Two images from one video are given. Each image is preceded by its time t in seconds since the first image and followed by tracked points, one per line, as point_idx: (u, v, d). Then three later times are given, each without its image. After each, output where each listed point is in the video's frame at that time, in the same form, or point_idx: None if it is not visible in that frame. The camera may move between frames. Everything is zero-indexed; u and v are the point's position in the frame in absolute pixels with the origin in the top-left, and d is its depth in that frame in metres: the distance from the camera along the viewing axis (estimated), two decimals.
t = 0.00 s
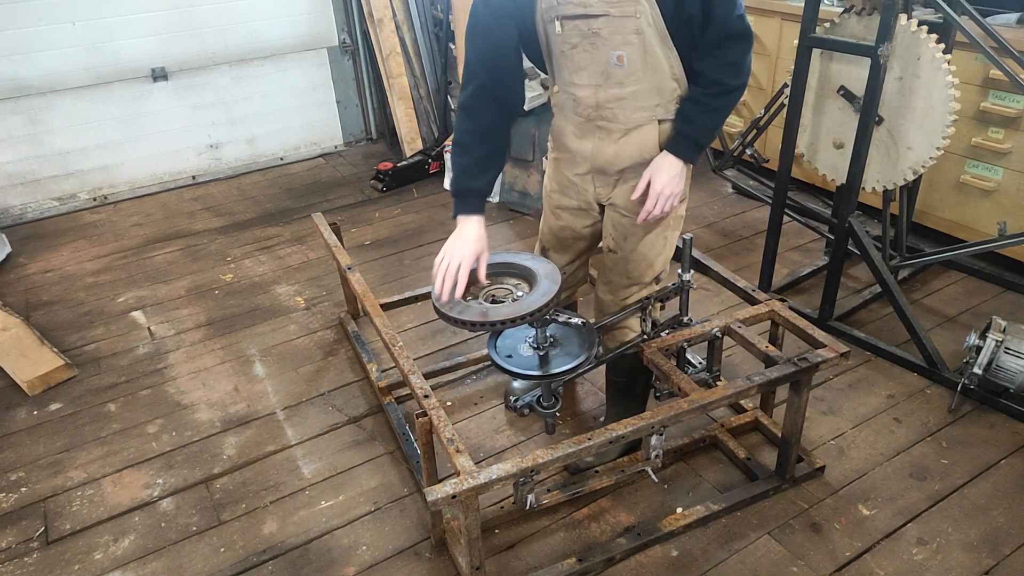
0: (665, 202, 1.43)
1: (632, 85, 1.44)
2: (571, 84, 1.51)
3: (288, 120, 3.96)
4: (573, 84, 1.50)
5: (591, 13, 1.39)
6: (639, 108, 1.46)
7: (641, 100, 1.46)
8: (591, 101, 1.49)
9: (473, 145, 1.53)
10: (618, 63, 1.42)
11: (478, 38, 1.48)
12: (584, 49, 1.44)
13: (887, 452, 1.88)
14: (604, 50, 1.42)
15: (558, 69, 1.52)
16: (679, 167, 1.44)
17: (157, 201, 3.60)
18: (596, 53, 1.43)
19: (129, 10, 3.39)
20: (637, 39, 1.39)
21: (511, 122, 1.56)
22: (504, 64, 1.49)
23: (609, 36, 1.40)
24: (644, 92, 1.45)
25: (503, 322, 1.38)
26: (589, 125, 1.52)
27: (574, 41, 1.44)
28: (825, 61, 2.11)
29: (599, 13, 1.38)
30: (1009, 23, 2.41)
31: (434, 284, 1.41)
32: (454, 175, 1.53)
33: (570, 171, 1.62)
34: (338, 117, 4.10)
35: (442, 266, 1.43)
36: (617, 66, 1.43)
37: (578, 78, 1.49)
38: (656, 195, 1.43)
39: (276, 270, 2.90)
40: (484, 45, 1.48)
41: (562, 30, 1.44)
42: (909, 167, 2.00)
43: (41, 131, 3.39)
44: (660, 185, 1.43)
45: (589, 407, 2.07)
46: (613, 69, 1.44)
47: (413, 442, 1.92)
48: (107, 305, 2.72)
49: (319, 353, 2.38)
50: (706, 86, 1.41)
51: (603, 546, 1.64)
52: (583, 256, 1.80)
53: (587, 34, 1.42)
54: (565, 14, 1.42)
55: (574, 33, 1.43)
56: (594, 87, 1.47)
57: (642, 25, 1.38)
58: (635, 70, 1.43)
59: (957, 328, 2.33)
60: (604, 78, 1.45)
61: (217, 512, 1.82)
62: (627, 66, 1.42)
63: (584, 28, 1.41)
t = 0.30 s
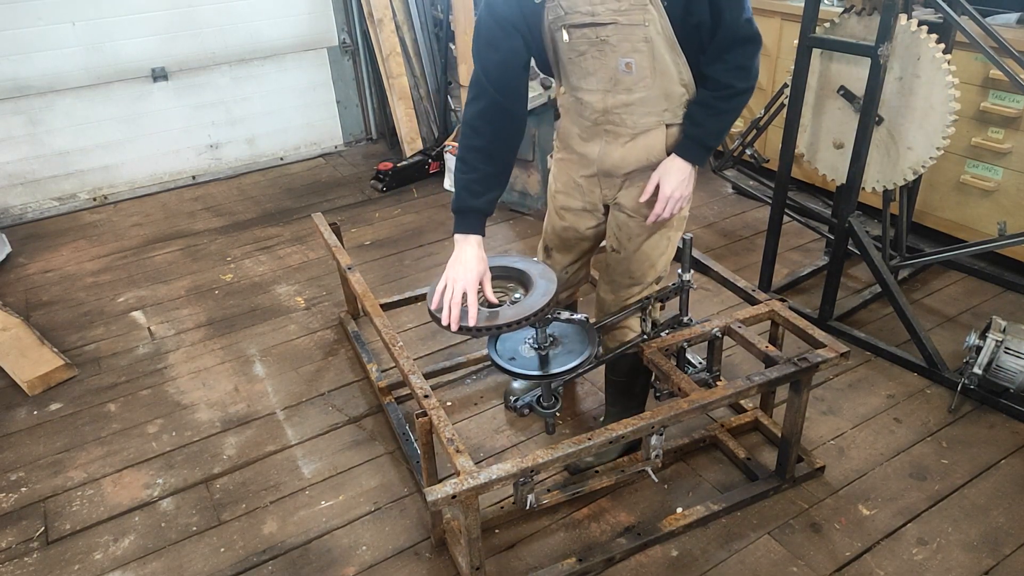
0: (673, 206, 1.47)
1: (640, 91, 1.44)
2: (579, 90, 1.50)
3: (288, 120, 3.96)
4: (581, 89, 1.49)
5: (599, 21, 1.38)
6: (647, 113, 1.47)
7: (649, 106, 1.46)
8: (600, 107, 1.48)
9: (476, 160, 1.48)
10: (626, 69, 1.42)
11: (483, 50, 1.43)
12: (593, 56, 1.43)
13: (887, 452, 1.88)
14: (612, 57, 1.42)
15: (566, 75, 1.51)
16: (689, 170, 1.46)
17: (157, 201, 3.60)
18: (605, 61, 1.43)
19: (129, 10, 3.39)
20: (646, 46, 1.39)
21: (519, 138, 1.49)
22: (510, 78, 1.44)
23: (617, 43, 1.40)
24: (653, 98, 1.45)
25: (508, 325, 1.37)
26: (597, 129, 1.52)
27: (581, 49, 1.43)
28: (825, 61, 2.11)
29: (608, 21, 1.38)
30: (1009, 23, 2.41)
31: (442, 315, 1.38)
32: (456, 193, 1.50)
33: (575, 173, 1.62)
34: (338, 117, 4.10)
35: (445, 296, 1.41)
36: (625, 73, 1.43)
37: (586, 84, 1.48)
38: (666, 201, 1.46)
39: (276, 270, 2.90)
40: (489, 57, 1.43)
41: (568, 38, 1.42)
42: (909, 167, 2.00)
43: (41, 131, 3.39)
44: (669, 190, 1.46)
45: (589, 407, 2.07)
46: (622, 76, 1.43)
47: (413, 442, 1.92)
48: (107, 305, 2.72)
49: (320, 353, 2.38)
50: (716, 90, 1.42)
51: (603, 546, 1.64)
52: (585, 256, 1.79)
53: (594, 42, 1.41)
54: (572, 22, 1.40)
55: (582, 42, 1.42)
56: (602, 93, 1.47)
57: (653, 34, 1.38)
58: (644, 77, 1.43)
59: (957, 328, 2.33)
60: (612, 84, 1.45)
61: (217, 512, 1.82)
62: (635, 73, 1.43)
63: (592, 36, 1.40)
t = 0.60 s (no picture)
0: (682, 214, 1.46)
1: (645, 97, 1.45)
2: (585, 93, 1.50)
3: (288, 120, 3.96)
4: (587, 92, 1.50)
5: (604, 28, 1.38)
6: (652, 119, 1.47)
7: (654, 112, 1.46)
8: (604, 111, 1.49)
9: (483, 164, 1.48)
10: (631, 75, 1.43)
11: (490, 53, 1.43)
12: (598, 61, 1.43)
13: (887, 453, 1.88)
14: (618, 63, 1.42)
15: (571, 79, 1.51)
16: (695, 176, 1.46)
17: (157, 201, 3.60)
18: (610, 66, 1.43)
19: (128, 10, 3.39)
20: (651, 54, 1.39)
21: (526, 141, 1.50)
22: (517, 80, 1.44)
23: (623, 49, 1.40)
24: (658, 105, 1.45)
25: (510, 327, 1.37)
26: (601, 132, 1.53)
27: (587, 54, 1.43)
28: (825, 61, 2.11)
29: (613, 28, 1.38)
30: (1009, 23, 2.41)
31: (443, 320, 1.37)
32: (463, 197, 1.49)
33: (579, 172, 1.62)
34: (338, 117, 4.10)
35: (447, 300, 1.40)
36: (630, 79, 1.43)
37: (592, 87, 1.48)
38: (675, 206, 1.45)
39: (276, 270, 2.90)
40: (497, 61, 1.43)
41: (574, 44, 1.43)
42: (909, 167, 2.00)
43: (42, 131, 3.40)
44: (677, 196, 1.45)
45: (589, 407, 2.07)
46: (627, 82, 1.44)
47: (413, 442, 1.92)
48: (107, 305, 2.72)
49: (319, 353, 2.37)
50: (722, 98, 1.42)
51: (603, 546, 1.64)
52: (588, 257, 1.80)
53: (600, 47, 1.41)
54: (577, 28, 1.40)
55: (588, 47, 1.42)
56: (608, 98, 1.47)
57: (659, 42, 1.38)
58: (649, 84, 1.43)
59: (957, 329, 2.33)
60: (617, 89, 1.46)
61: (217, 512, 1.82)
62: (641, 80, 1.43)
63: (597, 42, 1.41)
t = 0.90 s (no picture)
0: (684, 206, 1.46)
1: (643, 93, 1.44)
2: (583, 92, 1.50)
3: (288, 120, 3.96)
4: (585, 90, 1.49)
5: (603, 24, 1.38)
6: (650, 117, 1.47)
7: (652, 109, 1.46)
8: (602, 109, 1.48)
9: (484, 160, 1.48)
10: (627, 70, 1.42)
11: (490, 50, 1.44)
12: (596, 58, 1.43)
13: (887, 453, 1.88)
14: (616, 59, 1.41)
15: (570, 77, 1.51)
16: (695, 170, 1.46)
17: (157, 201, 3.60)
18: (607, 62, 1.42)
19: (128, 10, 3.39)
20: (649, 49, 1.39)
21: (526, 138, 1.50)
22: (517, 77, 1.44)
23: (621, 46, 1.40)
24: (655, 101, 1.45)
25: (494, 318, 1.31)
26: (599, 130, 1.52)
27: (585, 50, 1.42)
28: (825, 61, 2.11)
29: (611, 24, 1.38)
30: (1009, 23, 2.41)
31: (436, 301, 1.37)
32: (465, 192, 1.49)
33: (579, 173, 1.62)
34: (338, 117, 4.10)
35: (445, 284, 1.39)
36: (628, 75, 1.43)
37: (589, 85, 1.48)
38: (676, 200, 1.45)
39: (276, 270, 2.90)
40: (498, 58, 1.44)
41: (572, 39, 1.42)
42: (909, 167, 2.00)
43: (42, 131, 3.40)
44: (678, 191, 1.45)
45: (588, 406, 2.07)
46: (624, 78, 1.43)
47: (413, 442, 1.92)
48: (107, 305, 2.72)
49: (320, 353, 2.37)
50: (721, 90, 1.42)
51: (603, 546, 1.64)
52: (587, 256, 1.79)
53: (598, 44, 1.41)
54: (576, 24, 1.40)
55: (585, 43, 1.42)
56: (605, 94, 1.47)
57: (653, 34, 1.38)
58: (647, 80, 1.43)
59: (957, 329, 2.33)
60: (614, 86, 1.45)
61: (217, 512, 1.82)
62: (638, 75, 1.42)
63: (595, 38, 1.40)
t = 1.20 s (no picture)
0: (705, 210, 1.43)
1: (647, 96, 1.44)
2: (586, 92, 1.50)
3: (288, 120, 3.96)
4: (587, 91, 1.49)
5: (608, 24, 1.38)
6: (652, 119, 1.46)
7: (654, 111, 1.45)
8: (604, 110, 1.48)
9: (515, 136, 1.60)
10: (633, 74, 1.42)
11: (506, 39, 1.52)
12: (600, 58, 1.43)
13: (887, 453, 1.88)
14: (620, 61, 1.42)
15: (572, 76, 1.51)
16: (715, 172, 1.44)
17: (157, 201, 3.60)
18: (612, 64, 1.43)
19: (128, 10, 3.39)
20: (654, 52, 1.39)
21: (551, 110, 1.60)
22: (535, 60, 1.53)
23: (625, 46, 1.40)
24: (658, 103, 1.44)
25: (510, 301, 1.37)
26: (602, 132, 1.52)
27: (589, 50, 1.43)
28: (826, 61, 2.11)
29: (616, 24, 1.38)
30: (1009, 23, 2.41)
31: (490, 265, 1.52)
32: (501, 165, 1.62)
33: (581, 174, 1.62)
34: (338, 117, 4.10)
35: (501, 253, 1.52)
36: (632, 78, 1.43)
37: (592, 86, 1.48)
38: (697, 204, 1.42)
39: (276, 270, 2.90)
40: (512, 51, 1.53)
41: (577, 38, 1.43)
42: (909, 167, 2.00)
43: (42, 131, 3.40)
44: (699, 194, 1.42)
45: (588, 406, 2.07)
46: (628, 80, 1.43)
47: (413, 442, 1.92)
48: (107, 305, 2.72)
49: (319, 353, 2.37)
50: (737, 94, 1.43)
51: (603, 546, 1.63)
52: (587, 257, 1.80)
53: (602, 44, 1.41)
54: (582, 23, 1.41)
55: (590, 42, 1.42)
56: (608, 96, 1.47)
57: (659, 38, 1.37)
58: (649, 83, 1.42)
59: (957, 329, 2.33)
60: (617, 88, 1.45)
61: (217, 513, 1.82)
62: (643, 78, 1.42)
63: (599, 38, 1.40)
